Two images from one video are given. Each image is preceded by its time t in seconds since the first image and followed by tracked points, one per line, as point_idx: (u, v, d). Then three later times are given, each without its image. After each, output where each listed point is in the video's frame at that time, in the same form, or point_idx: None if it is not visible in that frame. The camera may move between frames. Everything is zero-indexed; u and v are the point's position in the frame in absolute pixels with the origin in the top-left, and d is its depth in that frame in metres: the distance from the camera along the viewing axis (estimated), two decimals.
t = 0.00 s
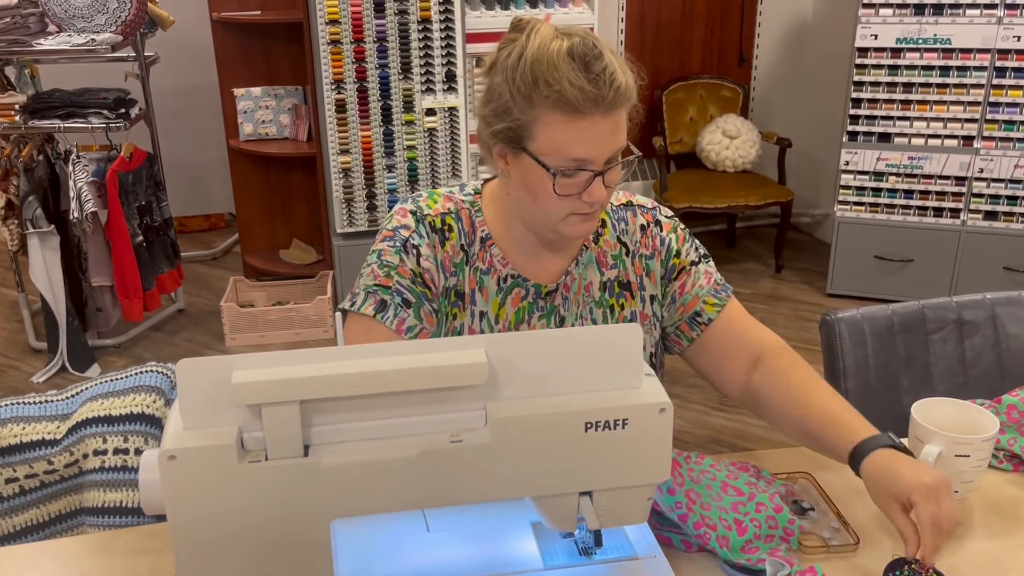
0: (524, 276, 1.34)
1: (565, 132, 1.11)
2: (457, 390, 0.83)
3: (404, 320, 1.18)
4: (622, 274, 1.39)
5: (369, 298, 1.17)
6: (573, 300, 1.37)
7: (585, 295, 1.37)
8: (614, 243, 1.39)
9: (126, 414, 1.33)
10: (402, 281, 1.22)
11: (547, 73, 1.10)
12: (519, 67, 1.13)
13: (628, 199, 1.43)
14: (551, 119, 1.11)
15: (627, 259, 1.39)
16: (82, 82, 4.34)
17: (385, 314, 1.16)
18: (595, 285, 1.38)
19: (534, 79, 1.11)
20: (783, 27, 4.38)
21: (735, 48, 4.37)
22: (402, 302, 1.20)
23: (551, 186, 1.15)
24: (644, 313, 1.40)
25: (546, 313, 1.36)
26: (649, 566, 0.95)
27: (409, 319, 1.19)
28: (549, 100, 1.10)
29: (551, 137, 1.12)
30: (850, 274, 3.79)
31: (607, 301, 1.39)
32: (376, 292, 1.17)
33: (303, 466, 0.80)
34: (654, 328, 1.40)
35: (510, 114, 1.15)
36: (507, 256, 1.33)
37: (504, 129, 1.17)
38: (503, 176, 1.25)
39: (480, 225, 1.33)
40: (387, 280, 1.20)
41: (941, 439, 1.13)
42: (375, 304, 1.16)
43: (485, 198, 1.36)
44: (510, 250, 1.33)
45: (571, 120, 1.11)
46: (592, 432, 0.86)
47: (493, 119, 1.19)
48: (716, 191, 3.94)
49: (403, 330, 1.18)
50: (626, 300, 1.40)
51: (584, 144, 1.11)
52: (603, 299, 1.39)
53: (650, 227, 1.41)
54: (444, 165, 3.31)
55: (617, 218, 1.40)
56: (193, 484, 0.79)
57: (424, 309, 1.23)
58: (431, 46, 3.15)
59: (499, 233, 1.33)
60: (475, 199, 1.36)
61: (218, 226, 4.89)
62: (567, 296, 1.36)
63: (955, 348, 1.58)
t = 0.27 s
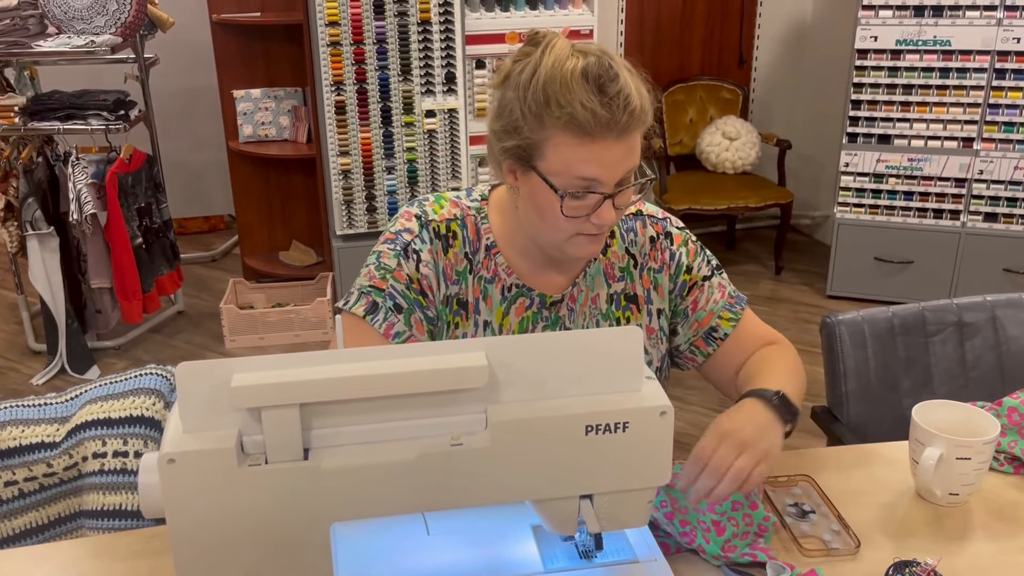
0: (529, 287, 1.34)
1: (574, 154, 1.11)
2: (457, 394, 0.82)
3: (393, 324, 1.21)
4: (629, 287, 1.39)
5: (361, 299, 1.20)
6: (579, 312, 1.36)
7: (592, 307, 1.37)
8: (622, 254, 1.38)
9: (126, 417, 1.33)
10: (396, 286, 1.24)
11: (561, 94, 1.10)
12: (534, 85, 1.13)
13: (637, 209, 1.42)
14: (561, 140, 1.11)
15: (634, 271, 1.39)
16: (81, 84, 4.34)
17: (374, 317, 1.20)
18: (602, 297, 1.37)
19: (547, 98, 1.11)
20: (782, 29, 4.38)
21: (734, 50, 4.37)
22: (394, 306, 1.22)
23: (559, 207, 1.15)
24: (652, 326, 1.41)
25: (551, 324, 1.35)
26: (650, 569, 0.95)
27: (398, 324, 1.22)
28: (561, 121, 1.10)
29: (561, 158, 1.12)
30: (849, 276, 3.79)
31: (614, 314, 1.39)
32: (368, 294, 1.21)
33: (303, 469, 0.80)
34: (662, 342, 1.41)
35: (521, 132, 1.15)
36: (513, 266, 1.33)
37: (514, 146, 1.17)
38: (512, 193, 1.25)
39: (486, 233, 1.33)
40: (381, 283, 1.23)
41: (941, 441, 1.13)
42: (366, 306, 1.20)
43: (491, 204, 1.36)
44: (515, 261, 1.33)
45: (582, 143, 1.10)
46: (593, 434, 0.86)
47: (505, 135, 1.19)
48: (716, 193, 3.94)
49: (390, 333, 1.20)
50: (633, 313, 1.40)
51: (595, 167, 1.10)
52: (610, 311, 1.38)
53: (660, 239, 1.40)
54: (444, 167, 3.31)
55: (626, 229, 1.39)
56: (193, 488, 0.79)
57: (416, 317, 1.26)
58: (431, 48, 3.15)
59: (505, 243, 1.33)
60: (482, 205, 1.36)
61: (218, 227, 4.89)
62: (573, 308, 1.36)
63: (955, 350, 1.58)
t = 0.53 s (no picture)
0: (522, 283, 1.33)
1: (563, 148, 1.11)
2: (456, 396, 0.82)
3: (380, 316, 1.22)
4: (625, 284, 1.38)
5: (350, 292, 1.21)
6: (574, 309, 1.36)
7: (586, 304, 1.36)
8: (617, 251, 1.38)
9: (124, 419, 1.32)
10: (386, 279, 1.25)
11: (550, 88, 1.10)
12: (523, 80, 1.12)
13: (632, 206, 1.41)
14: (551, 134, 1.11)
15: (630, 268, 1.39)
16: (80, 85, 4.34)
17: (362, 309, 1.21)
18: (597, 294, 1.37)
19: (536, 93, 1.10)
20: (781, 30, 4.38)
21: (734, 52, 4.37)
22: (383, 298, 1.23)
23: (548, 200, 1.14)
24: (648, 323, 1.40)
25: (545, 320, 1.35)
26: (650, 571, 0.95)
27: (386, 316, 1.22)
28: (550, 115, 1.10)
29: (549, 152, 1.11)
30: (849, 278, 3.78)
31: (609, 311, 1.38)
32: (358, 287, 1.22)
33: (301, 471, 0.80)
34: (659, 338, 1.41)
35: (511, 126, 1.15)
36: (506, 263, 1.33)
37: (504, 140, 1.16)
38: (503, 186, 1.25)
39: (480, 230, 1.33)
40: (370, 276, 1.24)
41: (941, 444, 1.13)
42: (354, 298, 1.21)
43: (485, 203, 1.36)
44: (508, 257, 1.33)
45: (571, 136, 1.10)
46: (592, 437, 0.85)
47: (494, 129, 1.18)
48: (716, 194, 3.94)
49: (378, 326, 1.21)
50: (629, 309, 1.39)
51: (584, 161, 1.10)
52: (606, 308, 1.38)
53: (655, 235, 1.40)
54: (443, 168, 3.31)
55: (621, 226, 1.38)
56: (191, 491, 0.79)
57: (404, 310, 1.26)
58: (430, 48, 3.14)
59: (499, 240, 1.32)
60: (477, 203, 1.35)
61: (217, 228, 4.89)
62: (568, 305, 1.35)
63: (955, 351, 1.58)
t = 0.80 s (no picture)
0: (511, 265, 1.33)
1: (538, 124, 1.11)
2: (454, 398, 0.82)
3: (363, 266, 1.19)
4: (609, 264, 1.39)
5: (336, 242, 1.20)
6: (561, 290, 1.36)
7: (573, 286, 1.37)
8: (600, 234, 1.38)
9: (122, 420, 1.32)
10: (372, 236, 1.23)
11: (524, 65, 1.09)
12: (499, 59, 1.12)
13: (610, 191, 1.42)
14: (527, 111, 1.11)
15: (613, 249, 1.39)
16: (80, 85, 4.34)
17: (347, 256, 1.19)
18: (582, 276, 1.38)
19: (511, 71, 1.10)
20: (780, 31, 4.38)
21: (733, 53, 4.38)
22: (368, 253, 1.22)
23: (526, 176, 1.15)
24: (634, 299, 1.41)
25: (535, 302, 1.35)
26: (648, 572, 0.95)
27: (370, 268, 1.19)
28: (524, 92, 1.10)
29: (526, 129, 1.12)
30: (849, 279, 3.78)
31: (596, 291, 1.39)
32: (345, 240, 1.20)
33: (298, 472, 0.79)
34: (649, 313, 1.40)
35: (490, 106, 1.15)
36: (493, 247, 1.33)
37: (483, 118, 1.17)
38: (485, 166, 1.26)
39: (467, 217, 1.33)
40: (359, 231, 1.23)
41: (941, 444, 1.12)
42: (340, 247, 1.19)
43: (472, 191, 1.35)
44: (496, 241, 1.33)
45: (545, 112, 1.10)
46: (591, 438, 0.85)
47: (474, 109, 1.19)
48: (715, 195, 3.94)
49: (361, 275, 1.18)
50: (615, 289, 1.40)
51: (559, 136, 1.11)
52: (591, 289, 1.39)
53: (635, 215, 1.40)
54: (442, 169, 3.31)
55: (601, 210, 1.39)
56: (188, 492, 0.79)
57: (387, 266, 1.24)
58: (429, 49, 3.14)
59: (486, 226, 1.33)
60: (464, 190, 1.35)
61: (216, 229, 4.89)
62: (555, 286, 1.36)
63: (955, 352, 1.58)
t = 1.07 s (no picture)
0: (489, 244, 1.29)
1: (504, 100, 1.12)
2: (451, 398, 0.82)
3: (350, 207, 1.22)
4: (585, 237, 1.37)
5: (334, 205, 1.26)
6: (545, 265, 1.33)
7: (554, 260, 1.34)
8: (571, 213, 1.36)
9: (119, 421, 1.32)
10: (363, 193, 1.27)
11: (488, 42, 1.10)
12: (465, 39, 1.14)
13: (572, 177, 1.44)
14: (493, 87, 1.12)
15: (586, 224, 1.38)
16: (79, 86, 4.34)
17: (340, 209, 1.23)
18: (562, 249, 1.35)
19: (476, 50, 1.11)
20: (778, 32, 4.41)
21: (732, 54, 4.38)
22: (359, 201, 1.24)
23: (495, 151, 1.16)
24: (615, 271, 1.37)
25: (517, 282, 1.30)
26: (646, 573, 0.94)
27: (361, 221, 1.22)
28: (490, 69, 1.11)
29: (492, 106, 1.13)
30: (847, 279, 3.78)
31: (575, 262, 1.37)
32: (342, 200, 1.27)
33: (294, 473, 0.79)
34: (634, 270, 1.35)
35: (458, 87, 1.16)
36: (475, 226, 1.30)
37: (454, 99, 1.18)
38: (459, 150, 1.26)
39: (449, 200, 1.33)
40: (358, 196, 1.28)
41: (939, 445, 1.12)
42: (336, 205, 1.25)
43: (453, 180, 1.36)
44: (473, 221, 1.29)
45: (510, 89, 1.11)
46: (588, 439, 0.85)
47: (446, 91, 1.20)
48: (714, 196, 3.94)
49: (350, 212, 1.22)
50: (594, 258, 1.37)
51: (523, 112, 1.11)
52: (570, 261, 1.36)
53: (596, 190, 1.42)
54: (441, 169, 3.30)
55: (567, 192, 1.39)
56: (184, 494, 0.79)
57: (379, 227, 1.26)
58: (427, 49, 3.13)
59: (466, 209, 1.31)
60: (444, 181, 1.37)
61: (215, 230, 4.88)
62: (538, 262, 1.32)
63: (954, 353, 1.57)
